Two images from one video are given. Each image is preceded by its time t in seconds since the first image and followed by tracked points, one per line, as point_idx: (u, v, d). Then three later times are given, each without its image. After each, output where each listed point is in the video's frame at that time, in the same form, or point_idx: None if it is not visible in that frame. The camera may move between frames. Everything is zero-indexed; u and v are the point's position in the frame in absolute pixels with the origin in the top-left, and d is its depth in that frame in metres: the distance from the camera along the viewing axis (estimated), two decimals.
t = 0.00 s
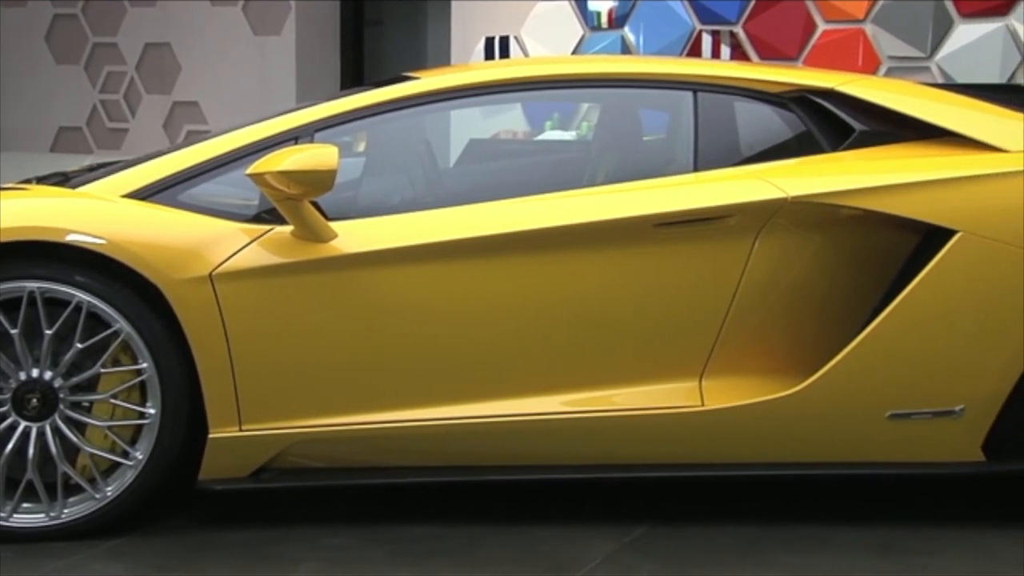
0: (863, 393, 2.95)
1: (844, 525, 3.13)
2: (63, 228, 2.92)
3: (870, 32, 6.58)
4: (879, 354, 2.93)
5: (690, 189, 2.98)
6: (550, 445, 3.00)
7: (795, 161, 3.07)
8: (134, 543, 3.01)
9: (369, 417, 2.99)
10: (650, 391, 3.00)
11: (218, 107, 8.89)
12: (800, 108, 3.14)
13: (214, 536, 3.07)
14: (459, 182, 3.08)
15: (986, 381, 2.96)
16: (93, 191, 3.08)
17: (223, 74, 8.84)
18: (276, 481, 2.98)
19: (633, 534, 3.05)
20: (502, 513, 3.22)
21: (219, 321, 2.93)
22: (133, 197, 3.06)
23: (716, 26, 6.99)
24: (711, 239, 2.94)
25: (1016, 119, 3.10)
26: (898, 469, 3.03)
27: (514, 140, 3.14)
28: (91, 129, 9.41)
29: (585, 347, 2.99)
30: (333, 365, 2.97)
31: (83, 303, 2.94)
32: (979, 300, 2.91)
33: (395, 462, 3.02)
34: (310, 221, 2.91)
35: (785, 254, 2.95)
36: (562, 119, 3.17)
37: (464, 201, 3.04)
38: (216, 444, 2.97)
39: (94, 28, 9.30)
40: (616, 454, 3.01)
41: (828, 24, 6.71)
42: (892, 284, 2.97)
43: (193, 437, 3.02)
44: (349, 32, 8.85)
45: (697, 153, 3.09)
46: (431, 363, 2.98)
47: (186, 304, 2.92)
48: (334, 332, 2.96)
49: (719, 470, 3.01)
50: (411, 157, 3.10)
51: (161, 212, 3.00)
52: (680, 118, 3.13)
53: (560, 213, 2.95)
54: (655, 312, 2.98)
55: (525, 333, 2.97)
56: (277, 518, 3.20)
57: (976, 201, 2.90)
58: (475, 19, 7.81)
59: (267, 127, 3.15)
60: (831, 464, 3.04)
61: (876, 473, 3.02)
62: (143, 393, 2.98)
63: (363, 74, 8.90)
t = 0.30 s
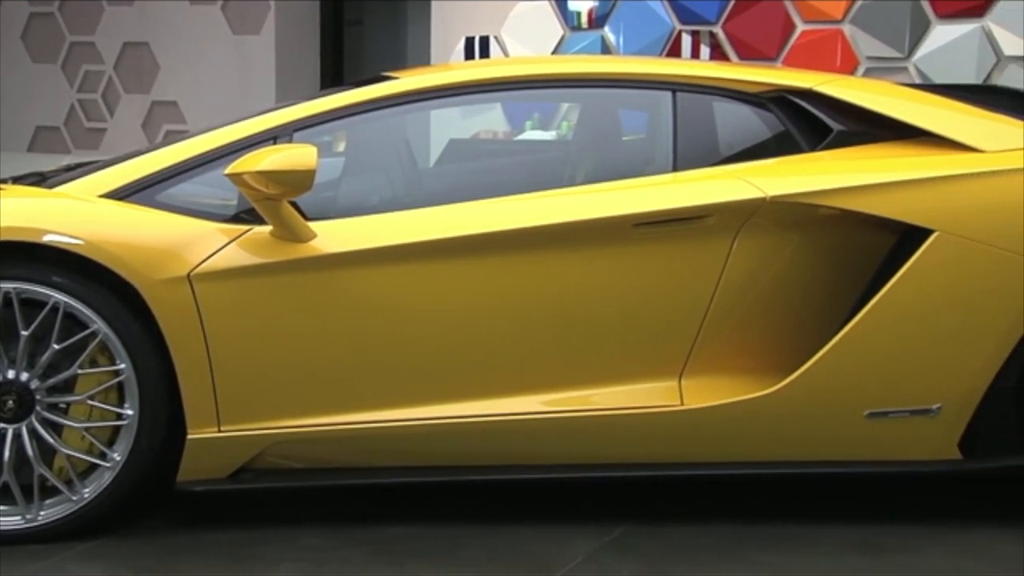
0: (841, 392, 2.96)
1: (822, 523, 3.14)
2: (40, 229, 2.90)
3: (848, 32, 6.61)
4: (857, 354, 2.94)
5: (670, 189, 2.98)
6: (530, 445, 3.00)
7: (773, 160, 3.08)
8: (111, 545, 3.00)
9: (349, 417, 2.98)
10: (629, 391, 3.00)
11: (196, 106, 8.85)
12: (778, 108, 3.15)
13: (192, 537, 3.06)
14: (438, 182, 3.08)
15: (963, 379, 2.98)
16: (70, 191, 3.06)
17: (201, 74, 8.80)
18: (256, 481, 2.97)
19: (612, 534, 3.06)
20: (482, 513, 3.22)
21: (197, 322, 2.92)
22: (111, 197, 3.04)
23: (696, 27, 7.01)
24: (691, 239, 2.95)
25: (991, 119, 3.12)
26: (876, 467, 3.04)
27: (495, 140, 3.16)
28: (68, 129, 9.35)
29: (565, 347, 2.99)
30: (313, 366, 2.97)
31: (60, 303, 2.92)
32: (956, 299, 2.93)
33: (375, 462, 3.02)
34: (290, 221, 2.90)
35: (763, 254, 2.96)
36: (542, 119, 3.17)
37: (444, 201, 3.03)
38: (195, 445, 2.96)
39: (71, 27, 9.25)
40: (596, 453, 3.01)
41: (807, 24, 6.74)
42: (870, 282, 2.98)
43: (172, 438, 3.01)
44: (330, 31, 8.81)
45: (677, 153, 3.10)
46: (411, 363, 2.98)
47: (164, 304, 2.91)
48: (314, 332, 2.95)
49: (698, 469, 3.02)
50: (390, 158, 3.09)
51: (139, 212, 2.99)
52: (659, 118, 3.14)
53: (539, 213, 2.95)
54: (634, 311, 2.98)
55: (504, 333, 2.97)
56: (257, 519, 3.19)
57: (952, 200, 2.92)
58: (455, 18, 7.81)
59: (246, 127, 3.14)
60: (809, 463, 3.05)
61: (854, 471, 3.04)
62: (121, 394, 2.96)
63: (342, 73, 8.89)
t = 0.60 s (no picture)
0: (822, 391, 2.97)
1: (802, 522, 3.15)
2: (18, 229, 2.89)
3: (829, 32, 6.64)
4: (838, 353, 2.95)
5: (651, 189, 2.99)
6: (512, 445, 3.00)
7: (754, 160, 3.08)
8: (91, 547, 2.98)
9: (330, 417, 2.98)
10: (611, 390, 3.00)
11: (177, 106, 8.81)
12: (759, 108, 3.16)
13: (173, 538, 3.05)
14: (420, 182, 3.07)
15: (942, 378, 3.00)
16: (49, 191, 3.05)
17: (182, 74, 8.76)
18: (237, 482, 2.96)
19: (594, 533, 3.06)
20: (465, 513, 3.21)
21: (177, 323, 2.91)
22: (90, 197, 3.03)
23: (677, 27, 7.02)
24: (672, 239, 2.95)
25: (970, 119, 3.14)
26: (857, 466, 3.06)
27: (478, 140, 3.14)
28: (48, 129, 9.29)
29: (547, 347, 2.99)
30: (294, 366, 2.96)
31: (39, 304, 2.91)
32: (936, 298, 2.94)
33: (357, 463, 3.01)
34: (270, 220, 2.89)
35: (744, 253, 2.97)
36: (525, 119, 3.18)
37: (426, 201, 3.03)
38: (175, 446, 2.94)
39: (51, 27, 9.20)
40: (578, 453, 3.01)
41: (787, 24, 6.76)
42: (850, 281, 2.99)
43: (153, 439, 3.00)
44: (311, 30, 8.78)
45: (658, 153, 3.10)
46: (392, 363, 2.97)
47: (144, 305, 2.90)
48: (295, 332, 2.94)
49: (679, 469, 3.02)
50: (371, 157, 3.09)
51: (119, 212, 2.98)
52: (640, 118, 3.14)
53: (520, 213, 2.95)
54: (616, 311, 2.98)
55: (486, 333, 2.97)
56: (238, 520, 3.18)
57: (930, 200, 2.93)
58: (437, 19, 7.80)
59: (226, 127, 3.13)
60: (790, 462, 3.06)
61: (834, 469, 3.05)
62: (100, 395, 2.95)
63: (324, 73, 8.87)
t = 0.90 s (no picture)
0: (798, 390, 2.99)
1: (780, 520, 3.17)
2: None
3: (806, 32, 6.67)
4: (814, 352, 2.97)
5: (629, 188, 2.99)
6: (491, 445, 3.00)
7: (732, 160, 3.09)
8: (67, 549, 2.97)
9: (308, 418, 2.97)
10: (589, 390, 3.01)
11: (154, 106, 8.76)
12: (736, 108, 3.17)
13: (150, 540, 3.04)
14: (398, 182, 3.06)
15: (918, 377, 3.01)
16: (24, 191, 3.03)
17: (159, 73, 8.71)
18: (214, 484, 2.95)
19: (572, 533, 3.06)
20: (444, 514, 3.21)
21: (154, 323, 2.89)
22: (65, 197, 3.01)
23: (655, 27, 7.04)
24: (649, 239, 2.96)
25: (945, 120, 3.16)
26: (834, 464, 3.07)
27: (456, 139, 3.16)
28: (23, 129, 9.23)
29: (525, 347, 2.99)
30: (271, 367, 2.95)
31: (14, 305, 2.90)
32: (911, 297, 2.96)
33: (335, 463, 3.00)
34: (247, 220, 2.87)
35: (721, 253, 2.98)
36: (503, 118, 3.18)
37: (403, 201, 3.02)
38: (151, 447, 2.93)
39: (26, 25, 9.14)
40: (557, 453, 3.01)
41: (765, 24, 6.78)
42: (827, 281, 3.00)
43: (129, 440, 2.98)
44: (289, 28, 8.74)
45: (636, 153, 3.11)
46: (370, 363, 2.96)
47: (120, 305, 2.88)
48: (272, 332, 2.93)
49: (658, 468, 3.03)
50: (349, 157, 3.08)
51: (95, 212, 2.96)
52: (618, 117, 3.14)
53: (498, 213, 2.95)
54: (594, 310, 2.99)
55: (464, 333, 2.97)
56: (215, 522, 3.17)
57: (905, 199, 2.95)
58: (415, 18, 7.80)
59: (202, 126, 3.11)
60: (768, 460, 3.08)
61: (811, 468, 3.07)
62: (76, 397, 2.94)
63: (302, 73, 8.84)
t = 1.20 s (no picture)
0: (778, 390, 3.00)
1: (761, 519, 3.18)
2: None
3: (786, 33, 6.69)
4: (794, 352, 2.98)
5: (608, 188, 2.99)
6: (472, 445, 2.99)
7: (712, 160, 3.10)
8: (44, 552, 2.95)
9: (288, 419, 2.96)
10: (569, 390, 3.01)
11: (133, 106, 8.71)
12: (715, 108, 3.17)
13: (129, 542, 3.02)
14: (377, 182, 3.06)
15: (896, 376, 3.03)
16: None
17: (137, 73, 8.67)
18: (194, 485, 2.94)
19: (554, 533, 3.06)
20: (425, 514, 3.20)
21: (132, 324, 2.88)
22: (42, 198, 2.99)
23: (635, 27, 7.05)
24: (629, 239, 2.96)
25: (922, 120, 3.18)
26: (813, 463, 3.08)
27: (437, 140, 3.12)
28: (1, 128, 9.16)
29: (505, 347, 2.99)
30: (251, 368, 2.94)
31: None
32: (890, 296, 2.98)
33: (315, 464, 2.99)
34: (226, 220, 2.86)
35: (701, 253, 2.98)
36: (484, 119, 3.16)
37: (383, 201, 3.01)
38: (130, 448, 2.91)
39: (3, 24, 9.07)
40: (538, 453, 3.01)
41: (745, 24, 6.81)
42: (806, 280, 3.01)
43: (107, 441, 2.97)
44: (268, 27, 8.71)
45: (615, 153, 3.11)
46: (350, 364, 2.96)
47: (98, 306, 2.87)
48: (252, 333, 2.92)
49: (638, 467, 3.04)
50: (329, 157, 3.07)
51: (72, 213, 2.95)
52: (597, 118, 3.15)
53: (478, 213, 2.95)
54: (573, 310, 2.99)
55: (444, 333, 2.96)
56: (195, 523, 3.15)
57: (883, 199, 2.96)
58: (395, 18, 7.79)
59: (180, 126, 3.10)
60: (748, 459, 3.09)
61: (790, 467, 3.08)
62: (53, 398, 2.92)
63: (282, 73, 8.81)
